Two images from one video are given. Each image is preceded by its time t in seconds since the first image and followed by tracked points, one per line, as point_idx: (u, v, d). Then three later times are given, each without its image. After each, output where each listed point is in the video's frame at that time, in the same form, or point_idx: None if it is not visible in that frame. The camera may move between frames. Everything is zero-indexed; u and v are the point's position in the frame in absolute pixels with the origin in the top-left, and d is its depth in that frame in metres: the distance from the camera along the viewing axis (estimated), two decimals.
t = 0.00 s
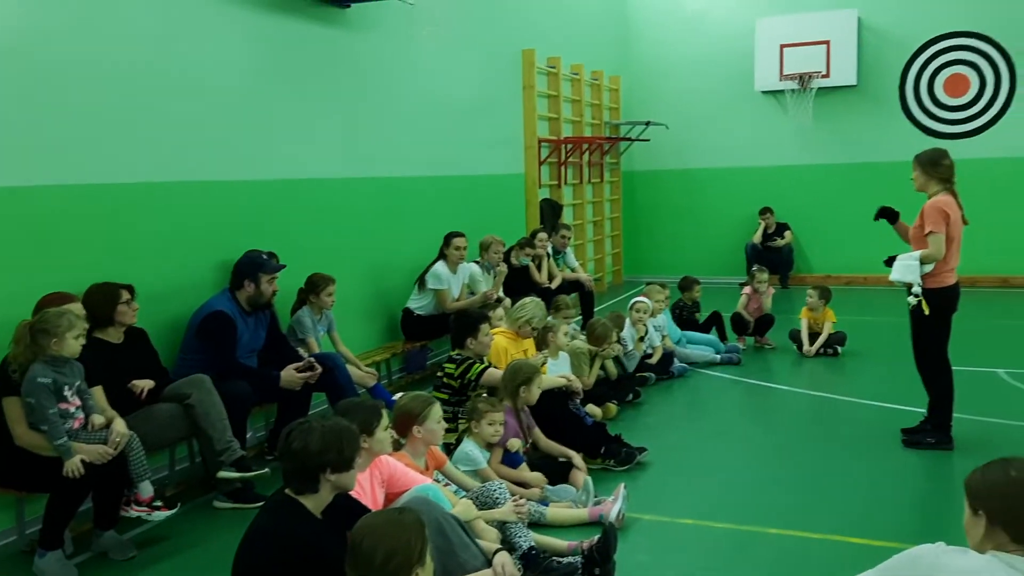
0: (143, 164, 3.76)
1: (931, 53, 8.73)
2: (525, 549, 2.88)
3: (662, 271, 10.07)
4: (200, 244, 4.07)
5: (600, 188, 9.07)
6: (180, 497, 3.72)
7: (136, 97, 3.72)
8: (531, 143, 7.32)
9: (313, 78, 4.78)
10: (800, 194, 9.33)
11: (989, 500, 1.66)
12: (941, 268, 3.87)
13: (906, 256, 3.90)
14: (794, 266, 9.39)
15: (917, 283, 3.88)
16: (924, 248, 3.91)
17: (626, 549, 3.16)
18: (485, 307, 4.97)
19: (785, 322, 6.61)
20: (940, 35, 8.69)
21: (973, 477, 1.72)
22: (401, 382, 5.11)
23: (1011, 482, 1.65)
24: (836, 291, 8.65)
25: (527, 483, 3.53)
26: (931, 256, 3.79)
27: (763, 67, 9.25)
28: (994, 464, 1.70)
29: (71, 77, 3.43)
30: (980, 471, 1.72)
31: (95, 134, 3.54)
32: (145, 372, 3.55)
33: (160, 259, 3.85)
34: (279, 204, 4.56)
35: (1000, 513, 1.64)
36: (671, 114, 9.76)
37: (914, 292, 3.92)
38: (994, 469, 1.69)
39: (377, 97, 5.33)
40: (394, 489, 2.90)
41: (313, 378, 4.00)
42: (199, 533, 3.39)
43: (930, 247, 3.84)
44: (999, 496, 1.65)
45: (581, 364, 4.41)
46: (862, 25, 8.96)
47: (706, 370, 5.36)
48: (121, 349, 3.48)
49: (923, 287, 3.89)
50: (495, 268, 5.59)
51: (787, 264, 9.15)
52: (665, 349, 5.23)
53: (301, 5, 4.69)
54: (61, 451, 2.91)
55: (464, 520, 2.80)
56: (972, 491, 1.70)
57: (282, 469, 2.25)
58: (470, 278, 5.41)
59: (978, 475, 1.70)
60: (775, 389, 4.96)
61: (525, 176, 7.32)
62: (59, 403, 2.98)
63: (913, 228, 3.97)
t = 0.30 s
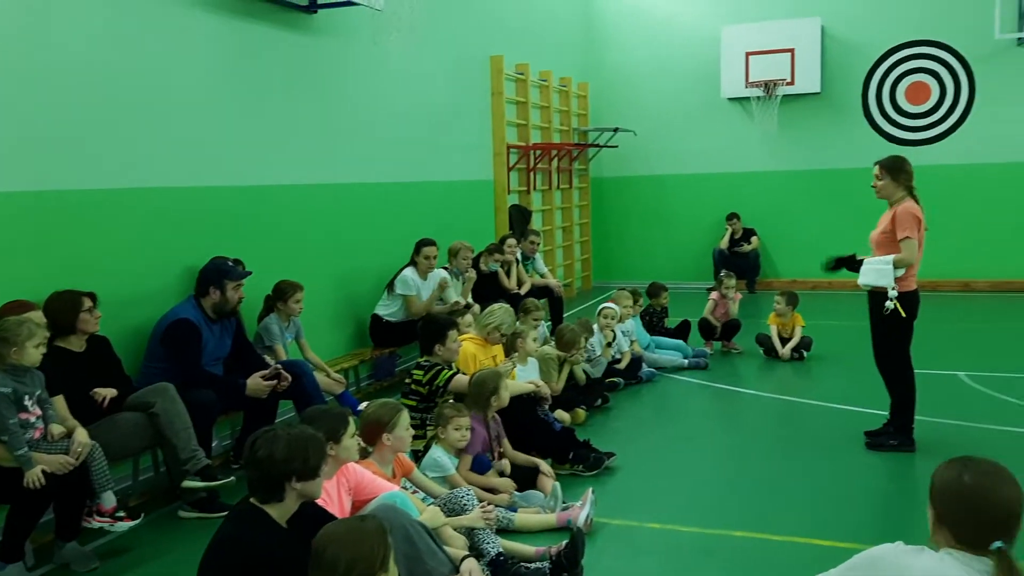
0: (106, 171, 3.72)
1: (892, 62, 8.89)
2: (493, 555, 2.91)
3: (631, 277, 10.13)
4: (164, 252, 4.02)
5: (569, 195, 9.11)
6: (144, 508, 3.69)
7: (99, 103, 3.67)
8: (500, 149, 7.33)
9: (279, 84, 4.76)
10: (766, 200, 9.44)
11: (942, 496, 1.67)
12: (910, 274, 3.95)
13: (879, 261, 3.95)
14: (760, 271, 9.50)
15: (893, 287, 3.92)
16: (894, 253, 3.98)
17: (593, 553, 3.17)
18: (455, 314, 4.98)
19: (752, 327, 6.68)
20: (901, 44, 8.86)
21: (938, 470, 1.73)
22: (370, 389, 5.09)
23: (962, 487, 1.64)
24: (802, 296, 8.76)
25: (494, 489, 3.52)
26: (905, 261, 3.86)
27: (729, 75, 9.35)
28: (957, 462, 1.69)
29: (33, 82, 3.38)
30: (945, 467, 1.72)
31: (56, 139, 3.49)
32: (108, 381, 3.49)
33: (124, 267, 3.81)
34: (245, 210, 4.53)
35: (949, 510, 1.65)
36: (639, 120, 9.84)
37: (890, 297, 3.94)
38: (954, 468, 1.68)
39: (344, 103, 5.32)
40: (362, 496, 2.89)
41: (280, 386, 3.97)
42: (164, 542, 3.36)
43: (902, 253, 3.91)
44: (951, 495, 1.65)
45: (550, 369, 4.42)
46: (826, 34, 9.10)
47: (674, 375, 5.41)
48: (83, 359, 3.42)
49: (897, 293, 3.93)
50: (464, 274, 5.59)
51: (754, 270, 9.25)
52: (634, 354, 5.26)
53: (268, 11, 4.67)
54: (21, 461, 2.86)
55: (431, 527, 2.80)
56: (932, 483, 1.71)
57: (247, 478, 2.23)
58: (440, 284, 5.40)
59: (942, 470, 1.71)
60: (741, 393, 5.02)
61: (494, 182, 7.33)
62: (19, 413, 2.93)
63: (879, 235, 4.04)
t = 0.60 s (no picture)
0: (79, 177, 3.68)
1: (867, 68, 9.00)
2: (472, 560, 2.87)
3: (610, 281, 10.16)
4: (138, 258, 3.98)
5: (548, 199, 9.13)
6: (120, 516, 3.66)
7: (72, 108, 3.63)
8: (479, 154, 7.34)
9: (256, 89, 4.73)
10: (743, 205, 9.52)
11: (895, 502, 1.69)
12: (888, 276, 4.03)
13: (862, 265, 3.98)
14: (738, 275, 9.57)
15: (877, 290, 3.97)
16: (874, 256, 4.02)
17: (572, 558, 3.18)
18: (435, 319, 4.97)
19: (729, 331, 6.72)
20: (875, 50, 8.97)
21: (895, 466, 1.73)
22: (348, 395, 5.07)
23: (912, 502, 1.65)
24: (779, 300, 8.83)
25: (475, 493, 3.52)
26: (890, 265, 3.91)
27: (706, 80, 9.41)
28: (910, 466, 1.68)
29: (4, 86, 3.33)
30: (902, 465, 1.71)
31: (29, 145, 3.44)
32: (83, 389, 3.45)
33: (97, 273, 3.76)
34: (221, 216, 4.49)
35: (899, 519, 1.68)
36: (617, 125, 9.88)
37: (874, 299, 3.98)
38: (906, 474, 1.68)
39: (321, 109, 5.30)
40: (340, 502, 2.89)
41: (258, 392, 3.95)
42: (140, 551, 3.33)
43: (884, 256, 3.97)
44: (900, 505, 1.67)
45: (529, 374, 4.42)
46: (801, 40, 9.19)
47: (653, 379, 5.43)
48: (57, 367, 3.38)
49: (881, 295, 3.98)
50: (443, 279, 5.59)
51: (731, 274, 9.32)
52: (612, 358, 5.28)
53: (244, 16, 4.64)
54: None
55: (409, 533, 2.80)
56: (888, 483, 1.72)
57: (223, 485, 2.22)
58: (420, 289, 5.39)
59: (897, 471, 1.71)
60: (719, 397, 5.04)
61: (473, 187, 7.33)
62: None
63: (858, 238, 4.06)
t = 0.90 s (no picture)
0: (55, 179, 3.63)
1: (847, 71, 9.06)
2: (453, 565, 2.88)
3: (593, 284, 10.17)
4: (115, 262, 3.93)
5: (530, 202, 9.13)
6: (97, 523, 3.59)
7: (49, 109, 3.58)
8: (461, 156, 7.32)
9: (235, 91, 4.70)
10: (725, 207, 9.55)
11: (860, 500, 1.75)
12: (870, 277, 4.06)
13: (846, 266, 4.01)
14: (720, 277, 9.60)
15: (861, 291, 3.98)
16: (857, 258, 4.05)
17: (555, 561, 3.17)
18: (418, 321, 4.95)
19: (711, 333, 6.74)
20: (854, 53, 9.03)
21: (860, 464, 1.79)
22: (330, 399, 5.03)
23: (878, 499, 1.71)
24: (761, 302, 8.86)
25: (457, 498, 3.52)
26: (873, 266, 3.94)
27: (688, 84, 9.44)
28: (874, 463, 1.74)
29: None
30: (866, 462, 1.77)
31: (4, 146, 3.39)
32: (60, 394, 3.40)
33: (73, 277, 3.71)
34: (201, 218, 4.45)
35: (865, 516, 1.73)
36: (599, 128, 9.90)
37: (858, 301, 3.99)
38: (871, 471, 1.74)
39: (301, 111, 5.27)
40: (320, 507, 2.89)
41: (237, 397, 3.91)
42: (119, 558, 3.28)
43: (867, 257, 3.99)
44: (866, 503, 1.72)
45: (512, 377, 4.40)
46: (781, 43, 9.24)
47: (635, 381, 5.43)
48: (33, 372, 3.33)
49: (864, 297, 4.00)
50: (425, 282, 5.57)
51: (713, 276, 9.34)
52: (595, 361, 5.27)
53: (223, 17, 4.61)
54: None
55: (391, 538, 2.80)
56: (854, 481, 1.78)
57: (202, 491, 2.19)
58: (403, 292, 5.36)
59: (862, 469, 1.77)
60: (701, 399, 5.05)
61: (455, 189, 7.31)
62: None
63: (840, 240, 4.09)
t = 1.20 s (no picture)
0: (34, 180, 3.60)
1: (824, 77, 9.17)
2: (435, 565, 2.89)
3: (573, 287, 10.21)
4: (94, 264, 3.91)
5: (512, 206, 9.17)
6: (75, 526, 3.58)
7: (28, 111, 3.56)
8: (442, 160, 7.34)
9: (216, 93, 4.69)
10: (704, 211, 9.63)
11: (834, 497, 1.78)
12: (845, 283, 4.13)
13: (823, 271, 4.07)
14: (699, 281, 9.68)
15: (836, 296, 4.06)
16: (834, 262, 4.10)
17: (535, 561, 3.19)
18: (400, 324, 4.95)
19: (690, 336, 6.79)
20: (832, 60, 9.14)
21: (835, 462, 1.83)
22: (310, 402, 5.02)
23: (852, 496, 1.74)
24: (739, 305, 8.94)
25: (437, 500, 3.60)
26: (849, 271, 4.01)
27: (668, 89, 9.51)
28: (849, 461, 1.78)
29: None
30: (841, 461, 1.81)
31: None
32: (38, 397, 3.39)
33: (51, 279, 3.69)
34: (180, 221, 4.44)
35: (838, 512, 1.77)
36: (580, 132, 9.95)
37: (832, 305, 4.06)
38: (845, 469, 1.78)
39: (282, 114, 5.27)
40: (300, 509, 2.89)
41: (219, 400, 3.91)
42: (98, 561, 3.27)
43: (843, 263, 4.06)
44: (839, 500, 1.76)
45: (493, 379, 4.42)
46: (760, 50, 9.34)
47: (615, 383, 5.46)
48: (11, 375, 3.31)
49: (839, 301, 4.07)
50: (406, 285, 5.58)
51: (693, 279, 9.41)
52: (576, 363, 5.30)
53: (205, 20, 4.60)
54: None
55: (372, 539, 2.80)
56: (829, 478, 1.82)
57: (182, 493, 2.20)
58: (384, 295, 5.36)
59: (837, 467, 1.80)
60: (681, 401, 5.09)
61: (436, 193, 7.33)
62: None
63: (818, 244, 4.13)
